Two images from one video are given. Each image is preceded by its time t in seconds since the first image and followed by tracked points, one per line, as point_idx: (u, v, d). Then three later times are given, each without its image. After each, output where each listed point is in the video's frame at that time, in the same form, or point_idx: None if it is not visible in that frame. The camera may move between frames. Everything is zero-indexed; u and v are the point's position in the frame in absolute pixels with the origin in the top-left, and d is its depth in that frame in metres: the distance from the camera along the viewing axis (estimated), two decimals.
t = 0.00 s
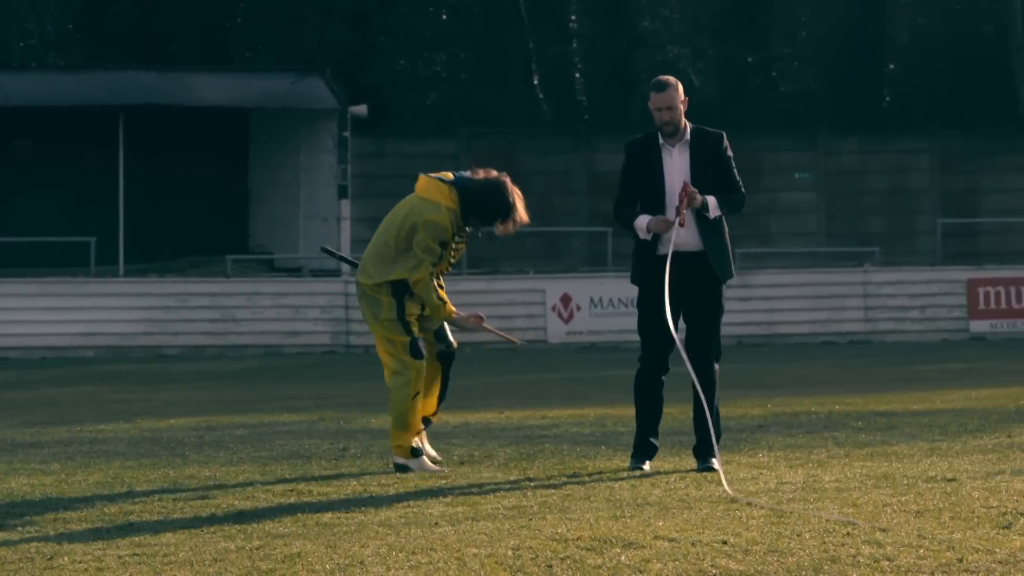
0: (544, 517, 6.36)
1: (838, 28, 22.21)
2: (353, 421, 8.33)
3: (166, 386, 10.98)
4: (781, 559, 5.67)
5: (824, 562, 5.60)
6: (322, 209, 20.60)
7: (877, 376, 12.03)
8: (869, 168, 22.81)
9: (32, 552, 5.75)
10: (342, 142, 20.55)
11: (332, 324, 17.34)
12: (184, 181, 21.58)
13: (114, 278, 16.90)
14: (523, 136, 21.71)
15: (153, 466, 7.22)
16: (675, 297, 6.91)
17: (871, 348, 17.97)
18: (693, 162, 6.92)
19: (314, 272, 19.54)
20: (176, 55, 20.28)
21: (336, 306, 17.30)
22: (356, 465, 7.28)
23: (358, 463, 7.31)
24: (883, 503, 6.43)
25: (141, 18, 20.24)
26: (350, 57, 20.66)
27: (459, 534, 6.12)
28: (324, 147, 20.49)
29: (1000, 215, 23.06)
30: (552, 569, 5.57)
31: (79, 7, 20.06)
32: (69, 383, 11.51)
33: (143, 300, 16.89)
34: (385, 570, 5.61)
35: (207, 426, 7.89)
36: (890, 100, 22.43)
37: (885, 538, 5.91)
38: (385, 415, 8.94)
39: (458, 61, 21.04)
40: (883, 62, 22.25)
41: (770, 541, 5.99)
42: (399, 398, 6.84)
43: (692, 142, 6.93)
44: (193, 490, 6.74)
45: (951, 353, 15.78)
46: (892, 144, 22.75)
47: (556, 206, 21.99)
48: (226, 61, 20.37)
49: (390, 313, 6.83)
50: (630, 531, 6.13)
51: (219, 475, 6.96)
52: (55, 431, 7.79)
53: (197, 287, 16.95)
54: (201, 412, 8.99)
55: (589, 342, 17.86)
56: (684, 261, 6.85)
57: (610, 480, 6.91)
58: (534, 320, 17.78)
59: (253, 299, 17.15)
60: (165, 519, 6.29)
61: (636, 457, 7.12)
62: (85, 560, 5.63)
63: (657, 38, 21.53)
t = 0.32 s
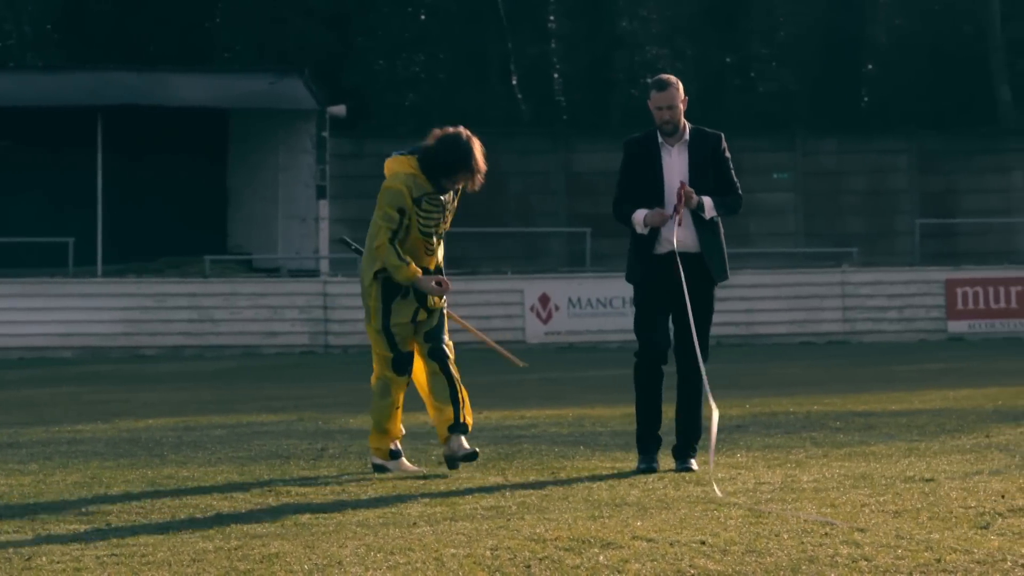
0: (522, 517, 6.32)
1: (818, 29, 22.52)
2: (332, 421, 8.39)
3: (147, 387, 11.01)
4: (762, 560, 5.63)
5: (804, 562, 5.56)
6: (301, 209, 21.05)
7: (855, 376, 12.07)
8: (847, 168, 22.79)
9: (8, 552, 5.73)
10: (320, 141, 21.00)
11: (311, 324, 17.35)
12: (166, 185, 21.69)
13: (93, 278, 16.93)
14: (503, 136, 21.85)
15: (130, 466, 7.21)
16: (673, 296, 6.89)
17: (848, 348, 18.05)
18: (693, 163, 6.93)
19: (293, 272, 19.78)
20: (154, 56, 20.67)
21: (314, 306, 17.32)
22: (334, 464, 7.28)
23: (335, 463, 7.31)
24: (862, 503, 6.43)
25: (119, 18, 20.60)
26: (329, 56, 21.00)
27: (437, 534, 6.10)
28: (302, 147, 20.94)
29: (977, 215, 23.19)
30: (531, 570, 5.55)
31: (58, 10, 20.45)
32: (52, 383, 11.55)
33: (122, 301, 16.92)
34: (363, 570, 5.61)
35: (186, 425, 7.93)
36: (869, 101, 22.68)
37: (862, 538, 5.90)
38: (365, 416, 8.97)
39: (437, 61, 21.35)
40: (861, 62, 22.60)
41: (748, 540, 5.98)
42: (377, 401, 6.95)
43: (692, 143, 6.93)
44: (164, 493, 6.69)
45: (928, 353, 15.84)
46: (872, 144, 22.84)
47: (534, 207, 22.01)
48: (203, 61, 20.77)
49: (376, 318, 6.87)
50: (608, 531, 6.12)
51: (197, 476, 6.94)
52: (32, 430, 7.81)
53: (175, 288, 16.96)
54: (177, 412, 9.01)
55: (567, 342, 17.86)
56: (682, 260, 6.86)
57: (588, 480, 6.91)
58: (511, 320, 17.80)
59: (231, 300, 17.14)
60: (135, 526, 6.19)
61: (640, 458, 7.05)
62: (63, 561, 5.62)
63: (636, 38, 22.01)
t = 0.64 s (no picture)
0: (498, 517, 6.26)
1: (795, 29, 22.66)
2: (307, 423, 8.45)
3: (123, 387, 11.01)
4: (734, 559, 5.57)
5: (776, 562, 5.51)
6: (277, 209, 21.23)
7: (830, 376, 12.10)
8: (823, 169, 22.87)
9: None
10: (296, 141, 21.11)
11: (286, 325, 17.38)
12: (140, 192, 21.81)
13: (68, 279, 16.95)
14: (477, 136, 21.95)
15: (105, 466, 7.23)
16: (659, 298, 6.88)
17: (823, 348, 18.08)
18: (674, 169, 6.89)
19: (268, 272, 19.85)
20: (130, 55, 21.15)
21: (290, 306, 17.36)
22: (309, 465, 7.28)
23: (309, 464, 7.31)
24: (837, 502, 6.41)
25: (94, 18, 21.11)
26: (303, 55, 21.22)
27: (411, 535, 6.04)
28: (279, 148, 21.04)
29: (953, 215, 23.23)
30: (506, 569, 5.47)
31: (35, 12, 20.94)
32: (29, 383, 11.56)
33: (97, 302, 16.95)
34: (338, 571, 5.53)
35: (160, 425, 7.98)
36: (844, 101, 22.77)
37: (839, 538, 5.85)
38: (342, 416, 9.00)
39: (413, 61, 21.50)
40: (837, 62, 22.67)
41: (725, 541, 5.92)
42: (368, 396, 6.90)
43: (672, 149, 6.90)
44: (138, 501, 6.54)
45: (903, 354, 15.85)
46: (848, 144, 22.93)
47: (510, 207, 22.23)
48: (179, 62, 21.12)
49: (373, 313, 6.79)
50: (584, 531, 6.06)
51: (171, 476, 6.95)
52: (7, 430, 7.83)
53: (150, 287, 16.97)
54: (150, 411, 9.02)
55: (542, 342, 17.89)
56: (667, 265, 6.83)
57: (563, 481, 6.87)
58: (488, 320, 17.82)
59: (207, 300, 17.16)
60: (112, 529, 6.10)
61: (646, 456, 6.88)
62: (37, 561, 5.58)
63: (611, 38, 22.07)
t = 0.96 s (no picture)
0: (475, 517, 6.20)
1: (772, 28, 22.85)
2: (283, 421, 8.55)
3: (99, 387, 10.99)
4: (713, 559, 5.48)
5: (753, 562, 5.42)
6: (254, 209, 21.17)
7: (807, 376, 12.07)
8: (798, 168, 23.02)
9: None
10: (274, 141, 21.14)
11: (262, 324, 17.46)
12: (117, 192, 22.29)
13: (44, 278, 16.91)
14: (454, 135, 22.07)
15: (82, 467, 7.23)
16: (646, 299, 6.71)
17: (800, 348, 18.11)
18: (658, 163, 6.75)
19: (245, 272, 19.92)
20: (106, 56, 20.96)
21: (267, 306, 17.42)
22: (286, 465, 7.30)
23: (286, 463, 7.34)
24: (814, 502, 6.39)
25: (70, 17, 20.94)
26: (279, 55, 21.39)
27: (388, 534, 5.98)
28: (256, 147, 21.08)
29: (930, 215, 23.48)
30: (483, 570, 5.38)
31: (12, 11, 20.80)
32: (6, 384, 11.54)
33: (74, 301, 16.95)
34: (314, 572, 5.42)
35: (134, 424, 8.04)
36: (821, 101, 22.99)
37: (816, 538, 5.78)
38: (320, 416, 9.05)
39: (389, 61, 21.65)
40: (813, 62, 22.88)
41: (701, 540, 5.86)
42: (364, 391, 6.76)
43: (656, 144, 6.74)
44: (129, 508, 6.41)
45: (879, 353, 15.79)
46: (824, 143, 23.08)
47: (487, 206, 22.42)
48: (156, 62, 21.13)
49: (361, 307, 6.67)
50: (561, 531, 6.00)
51: (147, 476, 6.95)
52: None
53: (128, 287, 16.99)
54: (127, 412, 9.03)
55: (518, 342, 17.94)
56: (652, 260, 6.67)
57: (539, 481, 6.85)
58: (463, 321, 17.80)
59: (185, 300, 17.19)
60: (93, 532, 6.02)
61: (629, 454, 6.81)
62: (14, 561, 5.52)
63: (588, 38, 22.28)
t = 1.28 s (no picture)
0: (456, 518, 6.16)
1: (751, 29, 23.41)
2: (266, 421, 8.61)
3: (82, 387, 10.97)
4: (693, 559, 5.44)
5: (734, 562, 5.38)
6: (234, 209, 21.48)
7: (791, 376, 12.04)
8: (780, 168, 23.21)
9: None
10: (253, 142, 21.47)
11: (244, 324, 17.48)
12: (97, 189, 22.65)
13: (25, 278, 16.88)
14: (434, 135, 22.22)
15: (63, 468, 7.21)
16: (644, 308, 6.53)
17: (781, 348, 18.12)
18: (666, 169, 6.55)
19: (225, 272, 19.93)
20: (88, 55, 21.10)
21: (247, 306, 17.44)
22: (267, 464, 7.31)
23: (267, 462, 7.37)
24: (794, 502, 6.37)
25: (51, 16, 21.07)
26: (261, 55, 21.55)
27: (369, 534, 5.94)
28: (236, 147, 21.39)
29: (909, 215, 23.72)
30: (465, 572, 5.35)
31: None
32: None
33: (55, 300, 16.96)
34: (298, 571, 5.41)
35: (116, 425, 8.09)
36: (801, 100, 23.33)
37: (796, 538, 5.75)
38: (303, 416, 9.12)
39: (370, 61, 21.90)
40: (795, 62, 23.36)
41: (681, 539, 5.84)
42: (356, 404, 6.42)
43: (665, 149, 6.56)
44: (114, 508, 6.39)
45: (860, 353, 15.72)
46: (805, 144, 23.36)
47: (466, 206, 22.49)
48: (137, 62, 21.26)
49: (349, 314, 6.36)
50: (542, 531, 5.97)
51: (129, 475, 6.95)
52: None
53: (109, 287, 17.00)
54: (111, 412, 9.07)
55: (501, 342, 17.95)
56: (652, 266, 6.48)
57: (521, 480, 6.82)
58: (446, 320, 17.81)
59: (166, 300, 17.21)
60: (82, 536, 5.92)
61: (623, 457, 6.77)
62: None
63: (569, 38, 22.67)
